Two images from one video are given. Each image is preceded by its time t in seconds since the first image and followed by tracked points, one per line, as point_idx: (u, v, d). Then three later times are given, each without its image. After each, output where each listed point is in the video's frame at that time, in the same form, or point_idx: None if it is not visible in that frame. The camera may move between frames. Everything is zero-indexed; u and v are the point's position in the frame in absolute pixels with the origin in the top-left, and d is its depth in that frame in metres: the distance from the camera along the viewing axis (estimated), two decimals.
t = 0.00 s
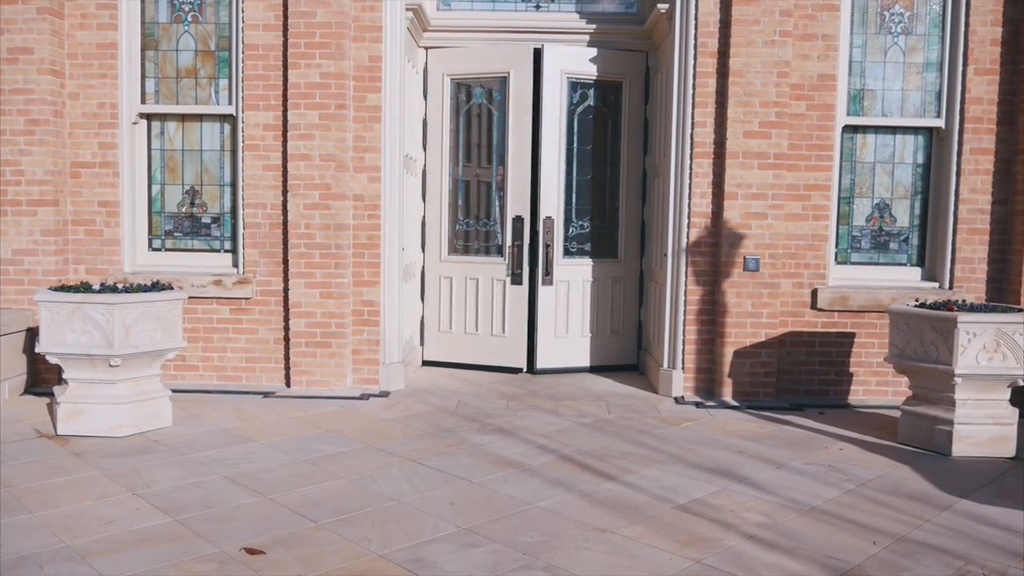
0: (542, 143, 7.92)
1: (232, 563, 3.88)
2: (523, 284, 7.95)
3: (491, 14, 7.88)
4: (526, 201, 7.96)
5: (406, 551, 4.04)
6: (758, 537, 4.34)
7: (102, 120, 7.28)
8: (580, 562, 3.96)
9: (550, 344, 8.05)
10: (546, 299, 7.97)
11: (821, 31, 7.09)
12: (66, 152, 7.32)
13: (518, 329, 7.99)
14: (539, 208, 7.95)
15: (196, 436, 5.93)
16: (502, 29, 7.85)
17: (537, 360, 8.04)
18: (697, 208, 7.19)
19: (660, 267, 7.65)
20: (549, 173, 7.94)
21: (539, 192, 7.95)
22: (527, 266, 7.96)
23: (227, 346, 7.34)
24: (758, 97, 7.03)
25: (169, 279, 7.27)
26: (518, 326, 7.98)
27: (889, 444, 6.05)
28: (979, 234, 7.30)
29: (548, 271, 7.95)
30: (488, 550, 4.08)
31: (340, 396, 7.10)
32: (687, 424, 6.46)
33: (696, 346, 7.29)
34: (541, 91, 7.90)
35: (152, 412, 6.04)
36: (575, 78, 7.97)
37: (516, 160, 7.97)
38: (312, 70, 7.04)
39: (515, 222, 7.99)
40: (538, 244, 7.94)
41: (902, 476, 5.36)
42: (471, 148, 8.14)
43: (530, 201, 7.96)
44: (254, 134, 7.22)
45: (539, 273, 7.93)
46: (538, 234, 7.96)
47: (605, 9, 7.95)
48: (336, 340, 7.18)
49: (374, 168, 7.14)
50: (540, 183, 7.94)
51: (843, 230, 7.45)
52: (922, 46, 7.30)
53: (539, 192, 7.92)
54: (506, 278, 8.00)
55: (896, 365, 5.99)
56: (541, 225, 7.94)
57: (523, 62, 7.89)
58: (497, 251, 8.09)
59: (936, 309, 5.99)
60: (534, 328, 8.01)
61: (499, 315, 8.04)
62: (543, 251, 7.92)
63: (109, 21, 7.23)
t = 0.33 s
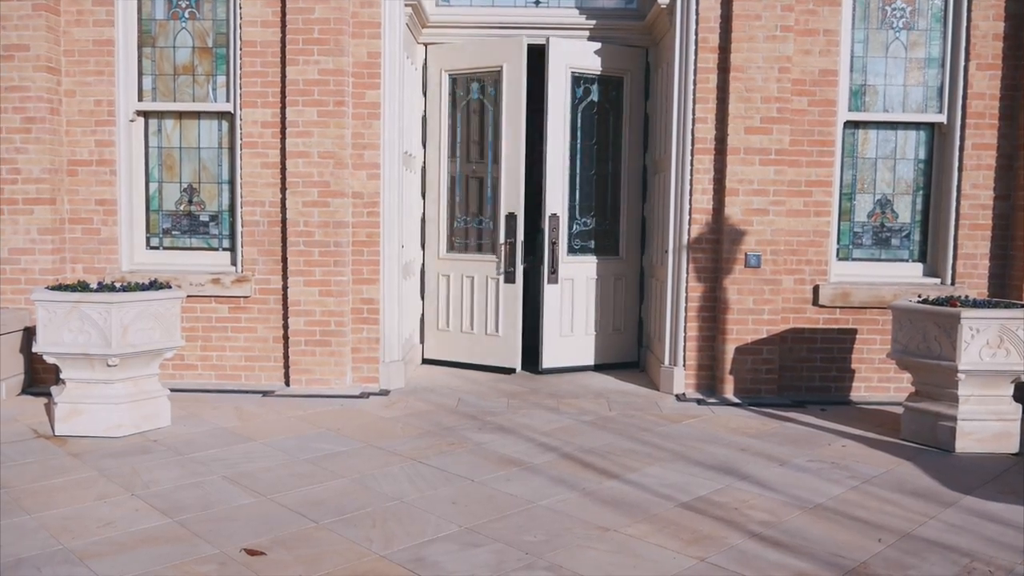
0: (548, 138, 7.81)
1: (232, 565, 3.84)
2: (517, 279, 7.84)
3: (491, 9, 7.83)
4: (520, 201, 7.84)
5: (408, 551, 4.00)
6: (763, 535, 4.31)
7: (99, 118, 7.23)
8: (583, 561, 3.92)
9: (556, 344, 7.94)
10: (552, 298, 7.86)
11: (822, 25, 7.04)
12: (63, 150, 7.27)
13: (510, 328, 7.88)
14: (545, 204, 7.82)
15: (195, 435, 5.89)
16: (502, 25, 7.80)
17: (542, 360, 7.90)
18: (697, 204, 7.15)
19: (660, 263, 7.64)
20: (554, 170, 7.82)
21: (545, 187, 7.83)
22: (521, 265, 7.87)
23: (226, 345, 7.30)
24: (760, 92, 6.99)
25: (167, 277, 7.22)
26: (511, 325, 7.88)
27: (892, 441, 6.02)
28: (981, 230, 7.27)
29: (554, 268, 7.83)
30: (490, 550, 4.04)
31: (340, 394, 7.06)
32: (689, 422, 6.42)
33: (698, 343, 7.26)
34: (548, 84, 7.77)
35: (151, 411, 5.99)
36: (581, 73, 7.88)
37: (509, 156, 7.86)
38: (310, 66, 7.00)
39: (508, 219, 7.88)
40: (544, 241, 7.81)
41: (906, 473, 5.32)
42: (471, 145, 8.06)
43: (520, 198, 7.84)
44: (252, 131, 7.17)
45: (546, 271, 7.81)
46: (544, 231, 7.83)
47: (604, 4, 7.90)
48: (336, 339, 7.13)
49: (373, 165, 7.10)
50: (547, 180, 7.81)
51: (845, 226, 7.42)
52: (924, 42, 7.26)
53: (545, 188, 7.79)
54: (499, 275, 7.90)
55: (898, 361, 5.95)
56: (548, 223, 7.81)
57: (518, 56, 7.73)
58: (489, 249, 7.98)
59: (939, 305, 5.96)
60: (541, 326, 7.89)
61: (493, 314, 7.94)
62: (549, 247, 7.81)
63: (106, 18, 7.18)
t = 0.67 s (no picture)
0: (552, 136, 7.66)
1: (227, 570, 3.79)
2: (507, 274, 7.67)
3: (486, 6, 7.78)
4: (507, 200, 7.66)
5: (406, 555, 3.95)
6: (765, 535, 4.26)
7: (91, 117, 7.17)
8: (583, 563, 3.88)
9: (560, 343, 7.80)
10: (557, 297, 7.70)
11: (819, 20, 6.99)
12: (55, 150, 7.21)
13: (498, 329, 7.72)
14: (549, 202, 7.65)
15: (191, 438, 5.83)
16: (499, 22, 7.75)
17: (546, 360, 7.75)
18: (695, 200, 7.11)
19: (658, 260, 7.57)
20: (557, 167, 7.70)
21: (548, 185, 7.67)
22: (508, 262, 7.67)
23: (221, 346, 7.24)
24: (757, 88, 6.94)
25: (161, 277, 7.16)
26: (500, 326, 7.71)
27: (893, 439, 5.98)
28: (981, 225, 7.23)
29: (559, 266, 7.70)
30: (489, 552, 3.99)
31: (336, 394, 7.01)
32: (689, 420, 6.38)
33: (697, 341, 7.22)
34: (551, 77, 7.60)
35: (144, 413, 5.93)
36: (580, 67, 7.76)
37: (497, 154, 7.70)
38: (305, 64, 6.94)
39: (495, 217, 7.72)
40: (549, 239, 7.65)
41: (908, 471, 5.28)
42: (464, 142, 7.96)
43: (507, 196, 7.67)
44: (246, 129, 7.10)
45: (551, 269, 7.66)
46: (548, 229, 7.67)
47: None
48: (332, 339, 7.08)
49: (368, 163, 7.04)
50: (551, 177, 7.67)
51: (844, 222, 7.37)
52: (922, 36, 7.22)
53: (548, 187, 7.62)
54: (486, 275, 7.75)
55: (898, 358, 5.91)
56: (552, 220, 7.64)
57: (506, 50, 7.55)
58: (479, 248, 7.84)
59: (939, 301, 5.92)
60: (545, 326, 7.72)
61: (480, 316, 7.81)
62: (553, 245, 7.65)
63: (98, 16, 7.11)
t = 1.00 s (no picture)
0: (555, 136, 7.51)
1: None
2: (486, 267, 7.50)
3: (480, 4, 7.71)
4: (489, 200, 7.46)
5: (400, 562, 3.89)
6: (765, 540, 4.21)
7: (81, 117, 7.09)
8: (581, 570, 3.81)
9: (564, 346, 7.65)
10: (561, 298, 7.56)
11: (816, 18, 6.94)
12: (44, 150, 7.12)
13: (479, 331, 7.56)
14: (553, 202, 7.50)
15: (182, 442, 5.76)
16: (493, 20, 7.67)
17: (551, 363, 7.59)
18: (691, 200, 7.05)
19: (655, 261, 7.52)
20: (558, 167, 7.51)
21: (552, 184, 7.51)
22: (490, 263, 7.51)
23: (213, 348, 7.16)
24: (754, 87, 6.88)
25: (152, 279, 7.07)
26: (481, 330, 7.56)
27: (892, 439, 5.92)
28: (978, 224, 7.19)
29: (564, 268, 7.54)
30: (485, 559, 3.93)
31: (330, 397, 6.94)
32: (686, 422, 6.32)
33: (694, 342, 7.16)
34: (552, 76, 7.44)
35: (134, 417, 5.85)
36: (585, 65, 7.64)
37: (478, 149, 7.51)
38: (296, 63, 6.86)
39: (477, 216, 7.54)
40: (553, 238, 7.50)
41: (908, 472, 5.23)
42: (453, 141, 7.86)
43: (488, 196, 7.47)
44: (238, 129, 7.03)
45: (556, 270, 7.50)
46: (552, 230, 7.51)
47: None
48: (325, 341, 7.01)
49: (361, 163, 6.97)
50: (554, 177, 7.52)
51: (841, 221, 7.32)
52: (918, 34, 7.17)
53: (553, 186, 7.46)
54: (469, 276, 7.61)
55: (897, 358, 5.86)
56: (557, 220, 7.49)
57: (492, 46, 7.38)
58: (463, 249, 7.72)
59: (938, 301, 5.87)
60: (550, 329, 7.58)
61: (466, 317, 7.69)
62: (559, 245, 7.50)
63: (87, 14, 7.03)
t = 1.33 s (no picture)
0: (560, 137, 7.37)
1: None
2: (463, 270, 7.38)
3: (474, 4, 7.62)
4: (464, 200, 7.33)
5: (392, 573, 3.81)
6: (764, 548, 4.14)
7: (69, 118, 6.98)
8: None
9: (569, 351, 7.53)
10: (567, 302, 7.45)
11: (812, 19, 6.86)
12: (32, 151, 7.01)
13: (457, 336, 7.44)
14: (560, 205, 7.36)
15: (171, 448, 5.66)
16: (485, 21, 7.59)
17: (558, 371, 7.46)
18: (687, 203, 6.99)
19: (650, 265, 7.45)
20: (562, 169, 7.36)
21: (559, 190, 7.36)
22: (467, 267, 7.40)
23: (203, 352, 7.06)
24: (750, 88, 6.83)
25: (141, 282, 6.97)
26: (459, 334, 7.43)
27: (890, 444, 5.86)
28: (976, 226, 7.14)
29: (570, 273, 7.40)
30: (479, 569, 3.85)
31: (321, 402, 6.85)
32: (682, 427, 6.25)
33: (689, 346, 7.09)
34: (558, 80, 7.30)
35: (121, 424, 5.75)
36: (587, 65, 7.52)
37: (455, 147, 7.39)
38: (288, 63, 6.78)
39: (455, 219, 7.39)
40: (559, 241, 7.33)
41: (907, 478, 5.17)
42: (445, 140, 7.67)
43: (465, 197, 7.34)
44: (228, 130, 6.94)
45: (562, 275, 7.36)
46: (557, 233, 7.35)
47: None
48: (317, 345, 6.92)
49: (354, 165, 6.89)
50: (560, 179, 7.37)
51: (837, 224, 7.27)
52: (915, 36, 7.12)
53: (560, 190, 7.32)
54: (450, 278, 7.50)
55: (895, 362, 5.81)
56: (562, 223, 7.33)
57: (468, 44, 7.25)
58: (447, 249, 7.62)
59: (937, 304, 5.81)
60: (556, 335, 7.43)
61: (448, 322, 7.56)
62: (565, 249, 7.33)
63: (76, 13, 6.93)
